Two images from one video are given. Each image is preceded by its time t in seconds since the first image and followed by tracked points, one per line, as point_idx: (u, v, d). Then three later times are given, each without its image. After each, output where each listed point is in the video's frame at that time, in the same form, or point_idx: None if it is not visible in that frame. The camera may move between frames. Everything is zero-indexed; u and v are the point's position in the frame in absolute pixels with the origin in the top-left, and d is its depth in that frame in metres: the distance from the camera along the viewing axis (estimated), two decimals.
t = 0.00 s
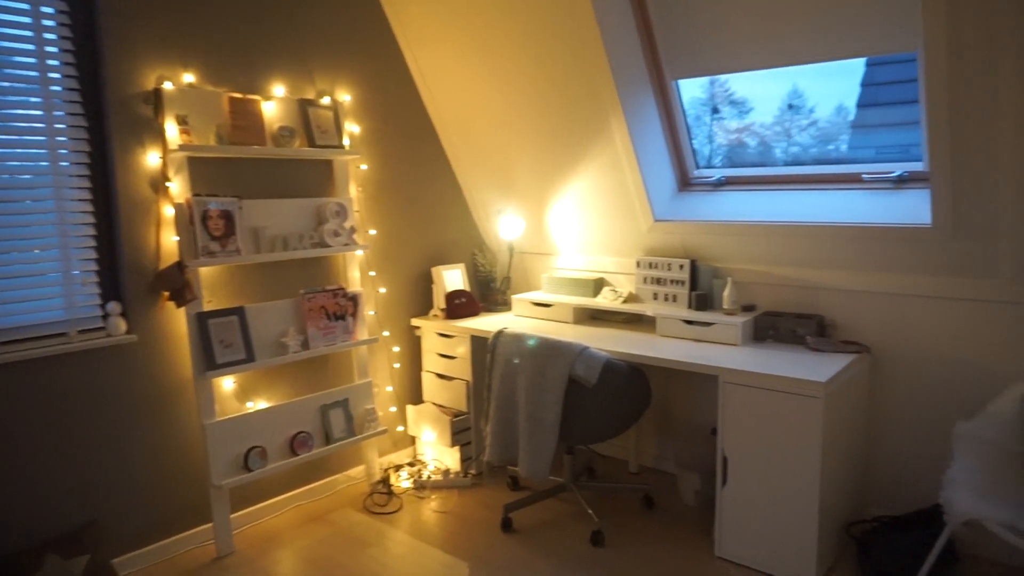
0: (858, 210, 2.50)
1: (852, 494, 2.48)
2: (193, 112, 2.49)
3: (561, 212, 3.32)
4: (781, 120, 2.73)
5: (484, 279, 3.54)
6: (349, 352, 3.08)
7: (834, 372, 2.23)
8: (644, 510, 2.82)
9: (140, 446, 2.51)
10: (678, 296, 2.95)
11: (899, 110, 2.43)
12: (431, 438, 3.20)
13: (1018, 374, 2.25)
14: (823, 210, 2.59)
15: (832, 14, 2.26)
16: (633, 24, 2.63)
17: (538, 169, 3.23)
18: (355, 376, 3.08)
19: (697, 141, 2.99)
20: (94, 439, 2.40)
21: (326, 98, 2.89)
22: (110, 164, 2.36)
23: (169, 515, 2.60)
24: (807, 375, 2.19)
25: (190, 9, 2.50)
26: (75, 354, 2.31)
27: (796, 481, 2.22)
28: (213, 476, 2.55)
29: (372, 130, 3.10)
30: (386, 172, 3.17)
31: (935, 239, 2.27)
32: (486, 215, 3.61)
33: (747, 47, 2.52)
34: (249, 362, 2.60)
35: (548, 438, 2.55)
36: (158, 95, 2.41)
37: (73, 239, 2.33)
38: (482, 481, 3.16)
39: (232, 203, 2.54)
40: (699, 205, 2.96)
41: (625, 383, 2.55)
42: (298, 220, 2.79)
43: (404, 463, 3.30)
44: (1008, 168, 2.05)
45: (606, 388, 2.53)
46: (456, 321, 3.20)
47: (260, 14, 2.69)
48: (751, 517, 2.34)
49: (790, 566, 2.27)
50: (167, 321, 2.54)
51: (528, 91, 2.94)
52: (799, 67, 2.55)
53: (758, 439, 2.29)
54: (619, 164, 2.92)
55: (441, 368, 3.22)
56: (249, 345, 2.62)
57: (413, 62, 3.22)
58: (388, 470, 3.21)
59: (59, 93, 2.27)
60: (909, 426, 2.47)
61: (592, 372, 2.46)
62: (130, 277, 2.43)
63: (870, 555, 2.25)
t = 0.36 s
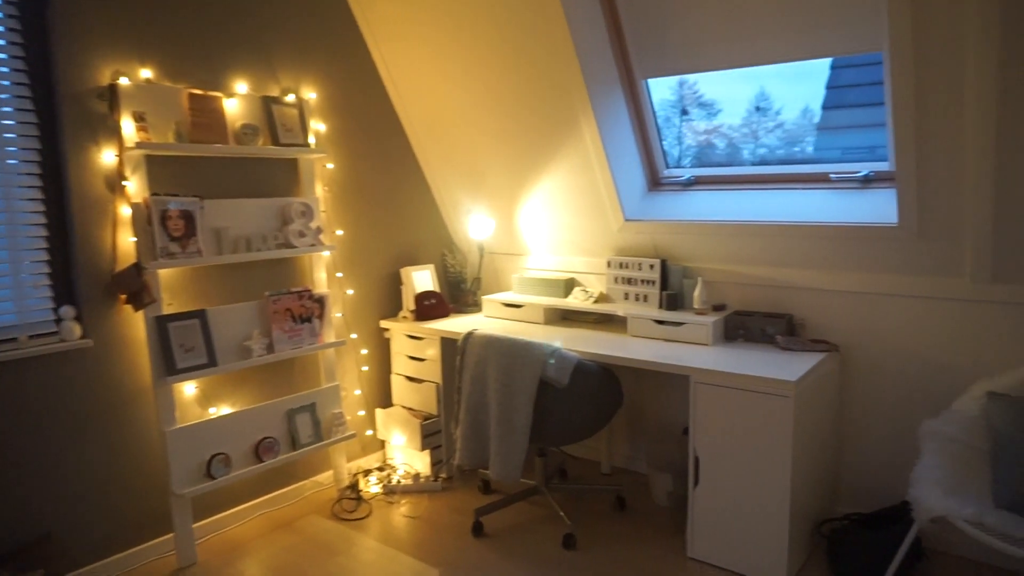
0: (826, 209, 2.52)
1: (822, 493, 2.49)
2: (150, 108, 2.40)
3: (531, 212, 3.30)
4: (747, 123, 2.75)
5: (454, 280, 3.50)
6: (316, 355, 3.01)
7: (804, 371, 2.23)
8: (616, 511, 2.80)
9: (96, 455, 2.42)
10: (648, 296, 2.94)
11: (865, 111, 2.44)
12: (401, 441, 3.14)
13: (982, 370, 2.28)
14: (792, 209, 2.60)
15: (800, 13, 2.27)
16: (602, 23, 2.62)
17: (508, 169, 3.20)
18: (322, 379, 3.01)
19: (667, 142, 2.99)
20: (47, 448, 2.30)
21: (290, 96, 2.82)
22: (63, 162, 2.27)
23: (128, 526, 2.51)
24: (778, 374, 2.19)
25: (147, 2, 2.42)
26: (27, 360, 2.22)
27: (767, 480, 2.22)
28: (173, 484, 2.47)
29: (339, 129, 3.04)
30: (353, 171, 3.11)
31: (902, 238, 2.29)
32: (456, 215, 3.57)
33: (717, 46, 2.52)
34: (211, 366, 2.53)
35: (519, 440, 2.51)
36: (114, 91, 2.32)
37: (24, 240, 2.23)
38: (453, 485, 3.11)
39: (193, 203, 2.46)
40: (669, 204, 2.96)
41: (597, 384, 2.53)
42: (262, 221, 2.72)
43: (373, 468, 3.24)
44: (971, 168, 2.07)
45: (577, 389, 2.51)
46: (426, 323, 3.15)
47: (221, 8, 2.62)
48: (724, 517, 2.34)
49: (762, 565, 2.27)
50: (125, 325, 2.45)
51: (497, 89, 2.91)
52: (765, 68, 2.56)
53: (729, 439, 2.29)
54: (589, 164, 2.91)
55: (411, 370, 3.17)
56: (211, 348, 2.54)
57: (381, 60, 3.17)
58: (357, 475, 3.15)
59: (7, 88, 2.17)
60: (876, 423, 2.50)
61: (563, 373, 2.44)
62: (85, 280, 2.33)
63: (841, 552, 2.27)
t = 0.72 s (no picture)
0: (805, 207, 2.49)
1: (803, 494, 2.45)
2: (107, 100, 2.28)
3: (507, 210, 3.23)
4: (722, 123, 2.72)
5: (429, 280, 3.41)
6: (285, 358, 2.91)
7: (786, 372, 2.19)
8: (595, 516, 2.74)
9: (51, 465, 2.29)
10: (627, 295, 2.89)
11: (845, 109, 2.42)
12: (374, 446, 3.05)
13: (961, 370, 2.26)
14: (772, 207, 2.56)
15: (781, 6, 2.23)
16: (580, 17, 2.56)
17: (484, 165, 3.13)
18: (292, 383, 2.91)
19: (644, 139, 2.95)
20: None
21: (257, 89, 2.72)
22: (11, 154, 2.11)
23: (85, 539, 2.39)
24: (759, 375, 2.15)
25: None
26: None
27: (748, 483, 2.18)
28: (133, 495, 2.35)
29: (308, 124, 2.94)
30: (324, 168, 3.01)
31: (883, 236, 2.26)
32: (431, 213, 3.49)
33: (696, 41, 2.48)
34: (174, 371, 2.42)
35: (495, 445, 2.44)
36: (67, 81, 2.20)
37: None
38: (428, 490, 3.03)
39: (153, 200, 2.34)
40: (648, 202, 2.91)
41: (575, 387, 2.47)
42: (228, 219, 2.61)
43: (346, 474, 3.14)
44: (952, 165, 2.04)
45: (555, 391, 2.44)
46: (399, 324, 3.06)
47: None
48: (705, 521, 2.29)
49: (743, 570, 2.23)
50: (81, 328, 2.33)
51: (472, 83, 2.83)
52: (741, 64, 2.51)
53: (710, 441, 2.24)
54: (567, 161, 2.84)
55: (384, 373, 3.08)
56: (174, 352, 2.43)
57: (352, 53, 3.08)
58: (329, 482, 3.05)
59: None
60: (857, 424, 2.47)
61: (540, 375, 2.37)
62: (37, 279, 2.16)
63: (823, 555, 2.23)
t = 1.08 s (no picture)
0: (797, 207, 2.42)
1: (796, 503, 2.38)
2: (66, 93, 2.16)
3: (490, 209, 3.13)
4: (706, 123, 2.66)
5: (410, 281, 3.32)
6: (259, 364, 2.79)
7: (778, 377, 2.12)
8: (582, 526, 2.65)
9: (6, 480, 2.16)
10: (614, 297, 2.80)
11: (835, 107, 2.36)
12: (352, 454, 2.94)
13: (957, 374, 2.20)
14: (764, 207, 2.49)
15: None
16: (564, 10, 2.47)
17: (466, 163, 3.03)
18: (265, 390, 2.79)
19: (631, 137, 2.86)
20: None
21: (228, 83, 2.60)
22: None
23: (44, 557, 2.26)
24: (751, 381, 2.07)
25: None
26: None
27: (739, 493, 2.10)
28: (95, 511, 2.23)
29: (283, 120, 2.83)
30: (299, 166, 2.90)
31: (878, 236, 2.19)
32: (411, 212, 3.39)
33: (685, 35, 2.40)
34: (138, 379, 2.30)
35: (477, 454, 2.34)
36: (22, 72, 2.07)
37: None
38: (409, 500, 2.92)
39: (116, 198, 2.22)
40: (634, 200, 2.83)
41: (560, 393, 2.38)
42: (197, 219, 2.49)
43: (323, 483, 3.03)
44: (948, 163, 1.98)
45: (540, 398, 2.34)
46: (379, 327, 2.96)
47: None
48: (695, 532, 2.21)
49: None
50: (38, 334, 2.21)
51: (453, 78, 2.73)
52: (727, 60, 2.44)
53: (701, 449, 2.16)
54: (551, 159, 2.75)
55: (362, 379, 2.97)
56: (138, 359, 2.31)
57: (327, 47, 2.97)
58: (306, 492, 2.94)
59: None
60: (851, 430, 2.40)
61: (524, 382, 2.28)
62: None
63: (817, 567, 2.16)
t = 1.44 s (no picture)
0: (793, 205, 2.37)
1: (793, 508, 2.33)
2: (29, 83, 2.03)
3: (476, 208, 3.05)
4: (685, 123, 2.63)
5: (394, 282, 3.22)
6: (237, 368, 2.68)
7: (777, 380, 2.06)
8: (574, 533, 2.58)
9: None
10: (605, 298, 2.73)
11: (816, 107, 2.34)
12: (336, 461, 2.84)
13: (956, 377, 2.16)
14: (760, 205, 2.43)
15: None
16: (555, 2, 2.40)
17: (452, 160, 2.94)
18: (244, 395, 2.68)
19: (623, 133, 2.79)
20: None
21: (203, 75, 2.48)
22: None
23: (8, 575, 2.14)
24: (750, 385, 2.01)
25: None
26: None
27: (738, 500, 2.04)
28: (63, 526, 2.11)
29: (262, 114, 2.72)
30: (279, 162, 2.79)
31: (877, 236, 2.15)
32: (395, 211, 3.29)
33: (679, 29, 2.33)
34: (109, 386, 2.18)
35: (467, 462, 2.26)
36: None
37: None
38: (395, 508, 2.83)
39: (84, 195, 2.10)
40: (626, 199, 2.76)
41: (552, 397, 2.30)
42: (171, 217, 2.38)
43: (305, 491, 2.92)
44: (950, 161, 1.93)
45: (531, 403, 2.26)
46: (362, 330, 2.86)
47: None
48: (693, 540, 2.14)
49: None
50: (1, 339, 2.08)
51: (440, 72, 2.64)
52: (720, 54, 2.38)
53: (698, 455, 2.09)
54: (541, 156, 2.67)
55: (345, 383, 2.87)
56: (109, 365, 2.19)
57: (307, 39, 2.86)
58: (287, 500, 2.83)
59: None
60: (848, 433, 2.36)
61: (515, 387, 2.20)
62: None
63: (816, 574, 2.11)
